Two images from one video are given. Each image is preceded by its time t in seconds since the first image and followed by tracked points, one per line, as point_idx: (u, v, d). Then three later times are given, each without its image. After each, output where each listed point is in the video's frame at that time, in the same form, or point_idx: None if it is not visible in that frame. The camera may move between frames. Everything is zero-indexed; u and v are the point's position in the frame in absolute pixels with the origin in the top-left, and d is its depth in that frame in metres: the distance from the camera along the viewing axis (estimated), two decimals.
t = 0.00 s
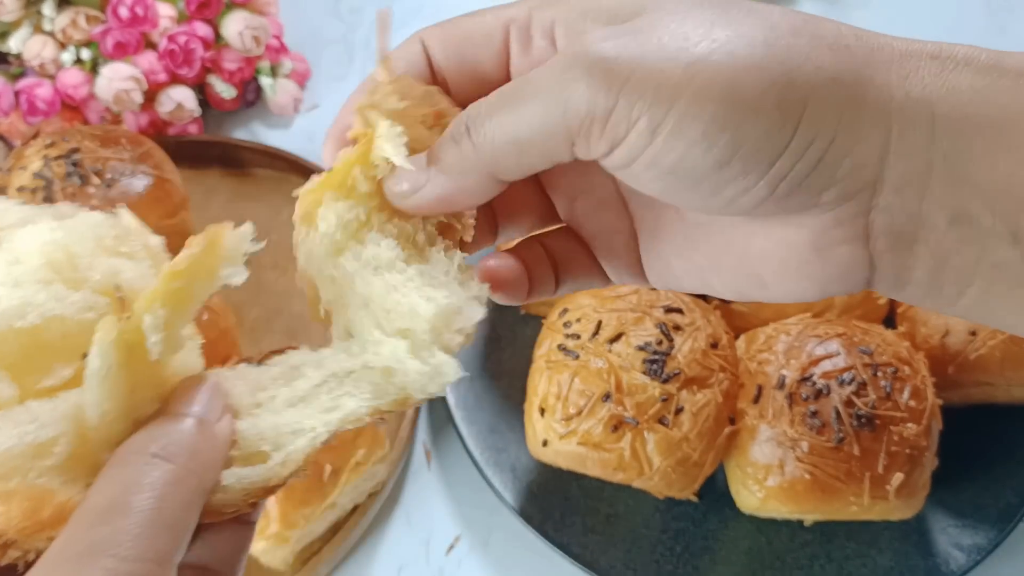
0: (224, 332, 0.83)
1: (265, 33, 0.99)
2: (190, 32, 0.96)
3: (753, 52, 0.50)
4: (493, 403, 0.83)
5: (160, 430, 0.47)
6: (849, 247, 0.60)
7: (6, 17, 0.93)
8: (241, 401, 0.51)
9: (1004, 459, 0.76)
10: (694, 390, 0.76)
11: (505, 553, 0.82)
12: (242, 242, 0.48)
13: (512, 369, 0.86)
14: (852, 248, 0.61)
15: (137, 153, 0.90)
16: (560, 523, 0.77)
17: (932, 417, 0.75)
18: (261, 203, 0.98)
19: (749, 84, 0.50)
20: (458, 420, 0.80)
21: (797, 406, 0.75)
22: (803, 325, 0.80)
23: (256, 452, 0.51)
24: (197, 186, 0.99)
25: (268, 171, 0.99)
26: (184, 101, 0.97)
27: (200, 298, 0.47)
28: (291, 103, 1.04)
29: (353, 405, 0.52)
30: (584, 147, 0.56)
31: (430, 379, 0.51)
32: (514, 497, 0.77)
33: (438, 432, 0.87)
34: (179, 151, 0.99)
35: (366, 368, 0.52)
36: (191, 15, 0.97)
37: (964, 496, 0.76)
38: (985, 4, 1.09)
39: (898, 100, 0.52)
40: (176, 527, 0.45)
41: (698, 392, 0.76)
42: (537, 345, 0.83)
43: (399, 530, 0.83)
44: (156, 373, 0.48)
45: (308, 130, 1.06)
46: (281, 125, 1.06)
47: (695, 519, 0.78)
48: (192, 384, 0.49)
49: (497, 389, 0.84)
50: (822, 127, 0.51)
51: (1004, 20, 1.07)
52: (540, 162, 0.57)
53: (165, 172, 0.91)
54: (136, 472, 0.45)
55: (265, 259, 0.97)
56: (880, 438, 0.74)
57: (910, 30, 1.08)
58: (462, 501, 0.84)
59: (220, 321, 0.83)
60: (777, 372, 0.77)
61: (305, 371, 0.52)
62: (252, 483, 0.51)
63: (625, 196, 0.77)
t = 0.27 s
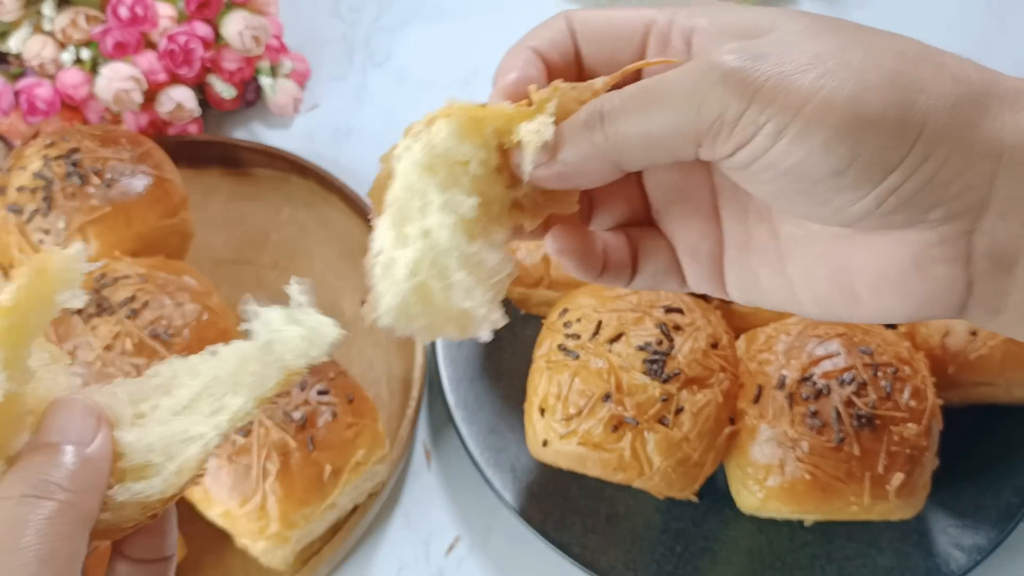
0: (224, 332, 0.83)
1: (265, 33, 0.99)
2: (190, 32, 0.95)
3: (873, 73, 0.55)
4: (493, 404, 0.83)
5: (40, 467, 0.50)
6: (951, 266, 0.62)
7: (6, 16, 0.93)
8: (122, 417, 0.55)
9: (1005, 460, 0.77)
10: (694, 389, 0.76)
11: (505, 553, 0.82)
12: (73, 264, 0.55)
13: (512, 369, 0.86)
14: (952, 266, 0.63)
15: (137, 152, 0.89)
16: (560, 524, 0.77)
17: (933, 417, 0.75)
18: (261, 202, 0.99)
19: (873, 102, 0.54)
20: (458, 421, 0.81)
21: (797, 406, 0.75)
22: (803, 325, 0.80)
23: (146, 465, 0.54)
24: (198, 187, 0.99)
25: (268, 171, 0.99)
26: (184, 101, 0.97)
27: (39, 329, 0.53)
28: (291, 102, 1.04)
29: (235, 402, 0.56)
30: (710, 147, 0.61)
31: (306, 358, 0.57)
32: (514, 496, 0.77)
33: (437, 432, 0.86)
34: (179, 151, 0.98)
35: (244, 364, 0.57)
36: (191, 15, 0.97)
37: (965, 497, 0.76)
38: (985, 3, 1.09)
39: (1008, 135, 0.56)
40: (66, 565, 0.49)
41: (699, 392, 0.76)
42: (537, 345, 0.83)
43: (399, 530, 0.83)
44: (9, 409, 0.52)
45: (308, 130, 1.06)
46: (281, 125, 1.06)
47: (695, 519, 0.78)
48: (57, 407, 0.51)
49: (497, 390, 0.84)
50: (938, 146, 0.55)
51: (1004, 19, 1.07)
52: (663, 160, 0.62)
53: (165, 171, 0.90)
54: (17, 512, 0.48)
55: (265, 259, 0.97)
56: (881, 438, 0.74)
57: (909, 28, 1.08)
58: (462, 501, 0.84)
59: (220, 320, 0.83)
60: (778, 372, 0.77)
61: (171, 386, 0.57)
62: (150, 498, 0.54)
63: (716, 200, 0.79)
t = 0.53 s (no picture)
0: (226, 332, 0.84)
1: (267, 35, 0.99)
2: (193, 34, 0.96)
3: None
4: (492, 403, 0.84)
5: (57, 442, 0.51)
6: None
7: (9, 19, 0.94)
8: (141, 396, 0.57)
9: (1000, 459, 0.78)
10: (692, 389, 0.76)
11: (505, 551, 0.83)
12: (94, 240, 0.52)
13: (511, 369, 0.86)
14: None
15: (139, 154, 0.91)
16: (560, 521, 0.78)
17: (928, 416, 0.75)
18: (263, 203, 1.00)
19: None
20: (458, 419, 0.82)
21: (794, 404, 0.75)
22: (800, 325, 0.81)
23: (161, 442, 0.55)
24: (200, 187, 1.00)
25: (269, 171, 1.00)
26: (187, 102, 0.98)
27: (56, 303, 0.51)
28: (292, 104, 1.04)
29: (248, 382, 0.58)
30: None
31: (315, 336, 0.58)
32: (514, 495, 0.79)
33: (437, 431, 0.87)
34: (182, 151, 1.00)
35: (256, 347, 0.58)
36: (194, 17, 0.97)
37: (961, 496, 0.77)
38: (982, 6, 1.10)
39: None
40: (77, 540, 0.51)
41: (696, 392, 0.76)
42: (537, 344, 0.84)
43: (400, 528, 0.84)
44: (28, 382, 0.52)
45: (310, 131, 1.07)
46: (283, 127, 1.07)
47: (693, 517, 0.79)
48: (75, 384, 0.52)
49: (496, 389, 0.85)
50: None
51: (1001, 21, 1.08)
52: None
53: (167, 172, 0.91)
54: (36, 485, 0.50)
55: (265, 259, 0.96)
56: (877, 437, 0.74)
57: (907, 31, 1.09)
58: (462, 499, 0.85)
59: (221, 320, 0.84)
60: (776, 372, 0.78)
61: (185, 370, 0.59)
62: (166, 476, 0.56)
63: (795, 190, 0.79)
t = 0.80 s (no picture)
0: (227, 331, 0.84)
1: (268, 36, 0.99)
2: (193, 35, 0.96)
3: None
4: (493, 402, 0.84)
5: (101, 374, 0.50)
6: None
7: (10, 20, 0.94)
8: (188, 332, 0.55)
9: (1001, 458, 0.78)
10: (692, 388, 0.77)
11: (505, 549, 0.83)
12: (142, 171, 0.49)
13: (512, 368, 0.86)
14: None
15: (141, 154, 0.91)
16: (560, 520, 0.78)
17: (927, 415, 0.76)
18: (265, 203, 1.00)
19: None
20: (458, 419, 0.83)
21: (793, 404, 0.76)
22: (799, 325, 0.81)
23: (204, 380, 0.54)
24: (202, 188, 1.00)
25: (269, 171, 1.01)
26: (188, 103, 0.98)
27: (104, 236, 0.49)
28: (293, 104, 1.04)
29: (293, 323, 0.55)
30: None
31: (359, 277, 0.55)
32: (514, 494, 0.79)
33: (437, 430, 0.88)
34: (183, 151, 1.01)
35: (300, 288, 0.55)
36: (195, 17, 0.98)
37: (960, 495, 0.77)
38: (980, 7, 1.10)
39: None
40: (114, 474, 0.50)
41: (696, 391, 0.77)
42: (537, 344, 0.84)
43: (400, 526, 0.84)
44: (76, 310, 0.50)
45: (311, 132, 1.07)
46: (284, 127, 1.07)
47: (692, 516, 0.79)
48: (121, 318, 0.50)
49: (497, 388, 0.85)
50: None
51: (999, 23, 1.08)
52: None
53: (168, 172, 0.91)
54: (76, 417, 0.49)
55: (267, 259, 0.97)
56: (876, 436, 0.74)
57: (906, 32, 1.10)
58: (462, 498, 0.85)
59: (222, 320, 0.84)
60: (775, 372, 0.78)
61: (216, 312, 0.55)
62: (207, 416, 0.54)
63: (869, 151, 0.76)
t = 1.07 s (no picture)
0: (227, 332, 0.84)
1: (267, 36, 1.00)
2: (193, 35, 0.96)
3: None
4: (492, 403, 0.84)
5: (216, 309, 0.41)
6: None
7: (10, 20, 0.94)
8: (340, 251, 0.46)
9: (1000, 459, 0.78)
10: (692, 388, 0.77)
11: (505, 549, 0.83)
12: (289, 82, 0.41)
13: (512, 368, 0.86)
14: None
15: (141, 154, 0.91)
16: (560, 520, 0.78)
17: (927, 416, 0.76)
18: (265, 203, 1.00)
19: None
20: (458, 419, 0.82)
21: (793, 404, 0.76)
22: (799, 325, 0.81)
23: (362, 305, 0.43)
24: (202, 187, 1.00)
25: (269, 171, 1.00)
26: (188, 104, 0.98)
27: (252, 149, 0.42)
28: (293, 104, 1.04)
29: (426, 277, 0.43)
30: None
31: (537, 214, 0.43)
32: (514, 494, 0.79)
33: (437, 430, 0.88)
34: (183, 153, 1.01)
35: (474, 218, 0.43)
36: (194, 18, 0.99)
37: (960, 495, 0.77)
38: (979, 8, 1.10)
39: None
40: (209, 444, 0.44)
41: (696, 391, 0.77)
42: (537, 344, 0.84)
43: (400, 527, 0.84)
44: (221, 222, 0.43)
45: (311, 132, 1.07)
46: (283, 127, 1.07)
47: (692, 516, 0.79)
48: (246, 241, 0.41)
49: (497, 388, 0.85)
50: None
51: (998, 24, 1.08)
52: None
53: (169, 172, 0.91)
54: (177, 376, 0.41)
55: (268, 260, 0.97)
56: (876, 436, 0.74)
57: (905, 33, 1.10)
58: (462, 498, 0.85)
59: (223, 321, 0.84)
60: (775, 372, 0.78)
61: (404, 232, 0.44)
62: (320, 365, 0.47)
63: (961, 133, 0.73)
